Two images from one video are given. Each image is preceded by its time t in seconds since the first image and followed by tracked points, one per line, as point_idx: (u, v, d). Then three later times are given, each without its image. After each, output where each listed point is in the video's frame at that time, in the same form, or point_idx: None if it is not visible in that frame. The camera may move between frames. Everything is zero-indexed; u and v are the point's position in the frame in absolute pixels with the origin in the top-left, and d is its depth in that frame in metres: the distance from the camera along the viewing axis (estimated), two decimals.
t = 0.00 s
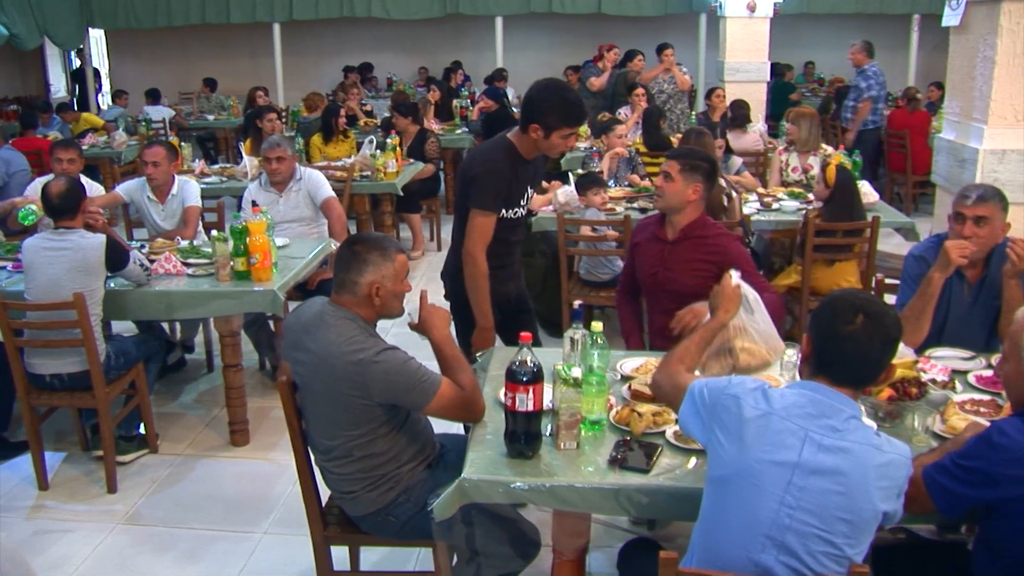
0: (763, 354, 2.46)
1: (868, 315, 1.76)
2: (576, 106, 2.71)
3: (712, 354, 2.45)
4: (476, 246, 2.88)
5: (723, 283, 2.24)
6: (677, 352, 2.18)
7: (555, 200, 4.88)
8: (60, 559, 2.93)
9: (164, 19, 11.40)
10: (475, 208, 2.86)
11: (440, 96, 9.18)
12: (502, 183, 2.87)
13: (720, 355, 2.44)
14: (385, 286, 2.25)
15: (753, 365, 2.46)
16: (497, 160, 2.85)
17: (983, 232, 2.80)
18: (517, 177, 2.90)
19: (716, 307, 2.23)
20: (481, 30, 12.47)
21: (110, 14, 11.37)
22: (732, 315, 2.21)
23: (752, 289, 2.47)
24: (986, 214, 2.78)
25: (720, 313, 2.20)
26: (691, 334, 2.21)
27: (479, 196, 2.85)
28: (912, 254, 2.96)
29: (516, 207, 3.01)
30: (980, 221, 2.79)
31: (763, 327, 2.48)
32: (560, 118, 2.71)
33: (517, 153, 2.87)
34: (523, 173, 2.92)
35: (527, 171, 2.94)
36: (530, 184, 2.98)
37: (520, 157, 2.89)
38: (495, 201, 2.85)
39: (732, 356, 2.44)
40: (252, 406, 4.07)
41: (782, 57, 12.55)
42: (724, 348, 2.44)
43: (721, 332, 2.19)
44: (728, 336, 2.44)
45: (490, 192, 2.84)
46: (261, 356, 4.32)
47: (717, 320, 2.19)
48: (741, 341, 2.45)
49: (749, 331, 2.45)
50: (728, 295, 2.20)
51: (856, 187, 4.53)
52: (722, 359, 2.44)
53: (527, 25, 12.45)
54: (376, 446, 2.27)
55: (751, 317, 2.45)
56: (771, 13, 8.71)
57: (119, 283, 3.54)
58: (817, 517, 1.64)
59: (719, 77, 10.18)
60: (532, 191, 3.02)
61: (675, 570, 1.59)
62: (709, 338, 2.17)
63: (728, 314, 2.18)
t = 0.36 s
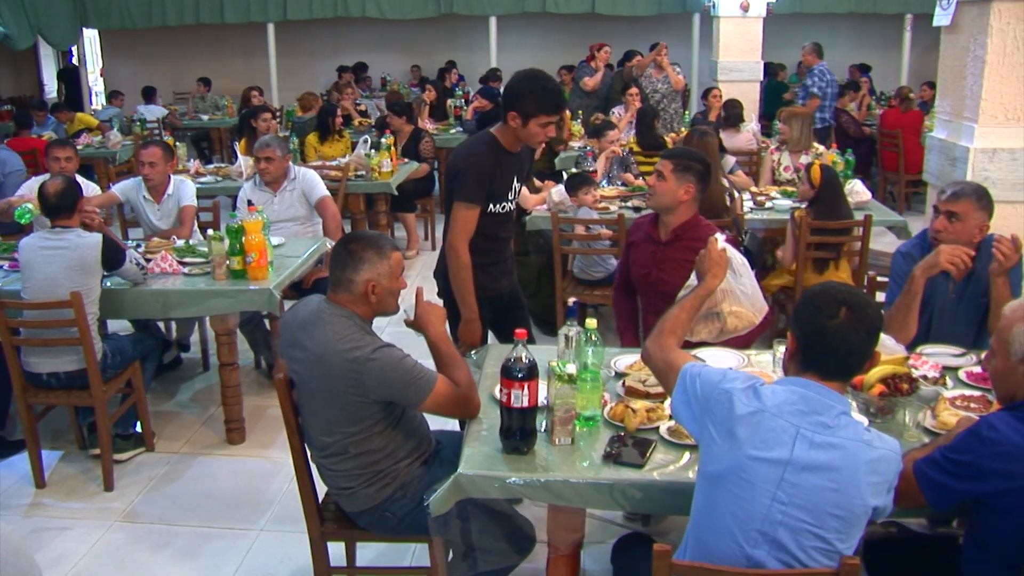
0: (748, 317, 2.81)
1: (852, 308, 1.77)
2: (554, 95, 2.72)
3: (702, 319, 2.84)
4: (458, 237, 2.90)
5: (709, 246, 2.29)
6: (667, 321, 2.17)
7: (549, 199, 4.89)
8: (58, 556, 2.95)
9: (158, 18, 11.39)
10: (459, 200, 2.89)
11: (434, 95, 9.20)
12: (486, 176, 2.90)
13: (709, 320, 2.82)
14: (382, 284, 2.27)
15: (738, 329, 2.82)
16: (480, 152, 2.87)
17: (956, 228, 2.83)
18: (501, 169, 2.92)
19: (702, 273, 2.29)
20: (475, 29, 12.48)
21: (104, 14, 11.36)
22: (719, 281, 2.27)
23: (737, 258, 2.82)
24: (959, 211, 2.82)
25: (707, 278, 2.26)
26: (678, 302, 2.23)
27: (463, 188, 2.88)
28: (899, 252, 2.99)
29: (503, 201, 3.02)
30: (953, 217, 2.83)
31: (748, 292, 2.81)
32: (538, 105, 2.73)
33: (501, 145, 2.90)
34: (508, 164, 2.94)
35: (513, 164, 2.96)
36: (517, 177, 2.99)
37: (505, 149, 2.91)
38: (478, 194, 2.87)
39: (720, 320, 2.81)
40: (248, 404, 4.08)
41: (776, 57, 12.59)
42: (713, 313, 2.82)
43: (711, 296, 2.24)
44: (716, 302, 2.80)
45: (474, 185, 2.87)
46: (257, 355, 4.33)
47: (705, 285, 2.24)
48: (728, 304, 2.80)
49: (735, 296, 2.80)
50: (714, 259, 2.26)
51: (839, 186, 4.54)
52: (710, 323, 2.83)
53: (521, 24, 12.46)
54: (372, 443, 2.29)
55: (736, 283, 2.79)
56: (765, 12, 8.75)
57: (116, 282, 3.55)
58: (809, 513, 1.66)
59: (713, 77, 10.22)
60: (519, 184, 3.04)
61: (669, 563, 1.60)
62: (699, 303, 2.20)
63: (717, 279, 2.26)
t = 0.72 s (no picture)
0: (745, 323, 2.55)
1: (842, 303, 1.78)
2: (530, 83, 2.75)
3: (699, 326, 2.59)
4: (441, 222, 2.97)
5: (702, 255, 2.31)
6: (666, 323, 2.19)
7: (556, 199, 4.91)
8: (68, 552, 2.98)
9: (166, 18, 11.44)
10: (442, 187, 2.98)
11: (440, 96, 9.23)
12: (471, 163, 2.99)
13: (706, 327, 2.58)
14: (390, 282, 2.29)
15: (736, 335, 2.56)
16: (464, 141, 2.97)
17: (957, 227, 2.84)
18: (485, 156, 3.00)
19: (697, 279, 2.30)
20: (482, 29, 12.50)
21: (113, 14, 11.42)
22: (714, 285, 2.28)
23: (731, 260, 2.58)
24: (960, 211, 2.81)
25: (703, 284, 2.26)
26: (677, 305, 2.25)
27: (447, 173, 2.97)
28: (902, 252, 3.01)
29: (493, 191, 3.09)
30: (953, 217, 2.83)
31: (745, 295, 2.56)
32: (513, 90, 2.76)
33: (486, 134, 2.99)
34: (492, 151, 3.01)
35: (500, 153, 3.04)
36: (504, 164, 3.06)
37: (490, 138, 3.01)
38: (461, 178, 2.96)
39: (717, 327, 2.56)
40: (256, 402, 4.11)
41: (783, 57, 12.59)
42: (709, 320, 2.56)
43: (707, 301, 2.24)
44: (711, 308, 2.54)
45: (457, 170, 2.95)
46: (266, 353, 4.36)
47: (702, 290, 2.25)
48: (724, 311, 2.54)
49: (730, 301, 2.54)
50: (708, 266, 2.27)
51: (842, 186, 4.55)
52: (707, 330, 2.58)
53: (528, 25, 12.49)
54: (379, 440, 2.31)
55: (731, 288, 2.54)
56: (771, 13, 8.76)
57: (126, 281, 3.59)
58: (812, 511, 1.67)
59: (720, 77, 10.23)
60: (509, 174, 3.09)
61: (674, 557, 1.62)
62: (697, 306, 2.22)
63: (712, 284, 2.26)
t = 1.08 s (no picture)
0: (746, 332, 2.52)
1: (838, 300, 1.80)
2: (517, 75, 2.91)
3: (699, 332, 2.53)
4: (414, 200, 3.12)
5: (707, 261, 2.32)
6: (667, 325, 2.22)
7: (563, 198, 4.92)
8: (78, 547, 3.01)
9: (174, 19, 11.49)
10: (421, 168, 3.14)
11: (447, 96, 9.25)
12: (451, 150, 3.15)
13: (707, 334, 2.52)
14: (396, 279, 2.32)
15: (736, 343, 2.53)
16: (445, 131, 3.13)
17: (967, 232, 2.87)
18: (465, 143, 3.16)
19: (702, 286, 2.31)
20: (489, 29, 12.53)
21: (121, 15, 11.47)
22: (717, 293, 2.29)
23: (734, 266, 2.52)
24: (968, 216, 2.84)
25: (706, 291, 2.28)
26: (678, 309, 2.27)
27: (425, 156, 3.13)
28: (906, 251, 3.03)
29: (473, 179, 3.24)
30: (962, 223, 2.85)
31: (747, 303, 2.53)
32: (498, 82, 2.93)
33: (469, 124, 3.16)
34: (474, 141, 3.18)
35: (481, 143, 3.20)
36: (485, 157, 3.22)
37: (472, 128, 3.18)
38: (438, 163, 3.12)
39: (719, 335, 2.51)
40: (264, 400, 4.14)
41: (789, 57, 12.60)
42: (711, 328, 2.52)
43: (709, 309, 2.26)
44: (714, 315, 2.50)
45: (433, 155, 3.11)
46: (274, 351, 4.39)
47: (705, 297, 2.26)
48: (726, 318, 2.51)
49: (734, 309, 2.50)
50: (712, 273, 2.29)
51: (848, 186, 4.54)
52: (708, 338, 2.52)
53: (535, 25, 12.51)
54: (387, 436, 2.33)
55: (735, 296, 2.50)
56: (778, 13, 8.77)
57: (136, 279, 3.62)
58: (815, 508, 1.69)
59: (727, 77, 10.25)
60: (489, 165, 3.25)
61: (678, 551, 1.64)
62: (699, 311, 2.24)
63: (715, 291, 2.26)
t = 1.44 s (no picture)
0: (748, 325, 2.56)
1: (843, 294, 1.82)
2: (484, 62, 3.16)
3: (700, 327, 2.58)
4: (404, 198, 3.22)
5: (709, 256, 2.34)
6: (667, 319, 2.24)
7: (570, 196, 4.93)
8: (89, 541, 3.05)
9: (182, 19, 11.54)
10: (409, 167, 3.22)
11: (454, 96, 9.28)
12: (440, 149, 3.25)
13: (707, 328, 2.57)
14: (401, 275, 2.34)
15: (739, 338, 2.57)
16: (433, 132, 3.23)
17: (978, 230, 2.89)
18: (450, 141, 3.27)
19: (703, 279, 2.33)
20: (496, 29, 12.55)
21: (130, 14, 11.53)
22: (718, 287, 2.31)
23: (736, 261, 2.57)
24: (979, 213, 2.86)
25: (706, 285, 2.30)
26: (679, 303, 2.30)
27: (416, 156, 3.21)
28: (911, 250, 3.04)
29: (455, 174, 3.36)
30: (973, 220, 2.87)
31: (749, 298, 2.57)
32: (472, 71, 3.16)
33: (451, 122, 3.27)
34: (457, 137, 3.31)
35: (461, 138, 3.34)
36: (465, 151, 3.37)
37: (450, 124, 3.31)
38: (430, 162, 3.22)
39: (720, 329, 2.56)
40: (272, 397, 4.17)
41: (796, 57, 12.60)
42: (711, 322, 2.57)
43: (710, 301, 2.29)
44: (714, 309, 2.55)
45: (430, 155, 3.21)
46: (282, 348, 4.42)
47: (705, 290, 2.29)
48: (728, 312, 2.56)
49: (735, 303, 2.55)
50: (713, 267, 2.31)
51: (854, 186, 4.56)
52: (709, 332, 2.57)
53: (541, 24, 12.53)
54: (397, 430, 2.36)
55: (736, 290, 2.54)
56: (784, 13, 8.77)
57: (146, 276, 3.65)
58: (823, 500, 1.71)
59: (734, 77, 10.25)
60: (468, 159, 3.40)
61: (686, 542, 1.66)
62: (700, 305, 2.26)
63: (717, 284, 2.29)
